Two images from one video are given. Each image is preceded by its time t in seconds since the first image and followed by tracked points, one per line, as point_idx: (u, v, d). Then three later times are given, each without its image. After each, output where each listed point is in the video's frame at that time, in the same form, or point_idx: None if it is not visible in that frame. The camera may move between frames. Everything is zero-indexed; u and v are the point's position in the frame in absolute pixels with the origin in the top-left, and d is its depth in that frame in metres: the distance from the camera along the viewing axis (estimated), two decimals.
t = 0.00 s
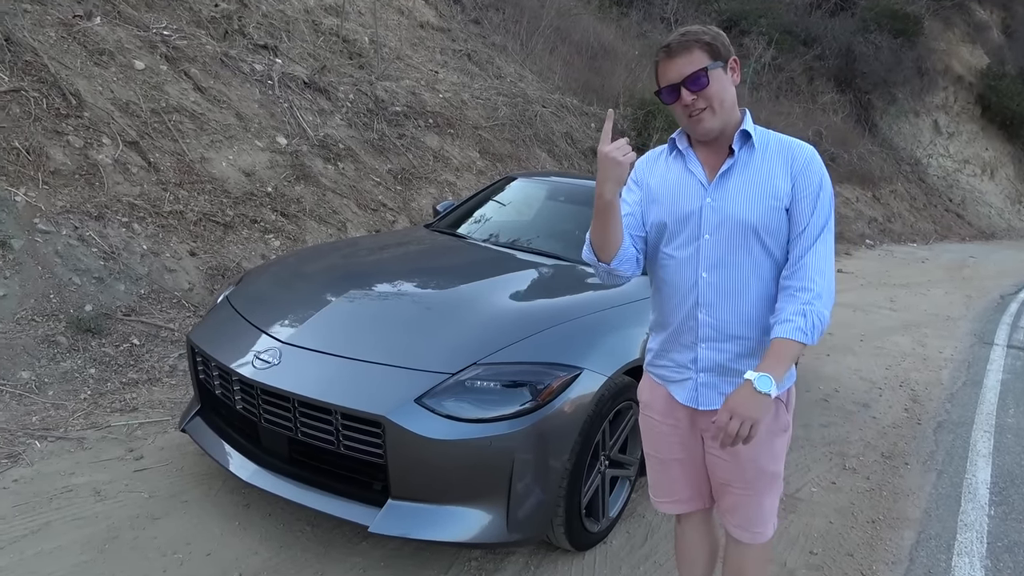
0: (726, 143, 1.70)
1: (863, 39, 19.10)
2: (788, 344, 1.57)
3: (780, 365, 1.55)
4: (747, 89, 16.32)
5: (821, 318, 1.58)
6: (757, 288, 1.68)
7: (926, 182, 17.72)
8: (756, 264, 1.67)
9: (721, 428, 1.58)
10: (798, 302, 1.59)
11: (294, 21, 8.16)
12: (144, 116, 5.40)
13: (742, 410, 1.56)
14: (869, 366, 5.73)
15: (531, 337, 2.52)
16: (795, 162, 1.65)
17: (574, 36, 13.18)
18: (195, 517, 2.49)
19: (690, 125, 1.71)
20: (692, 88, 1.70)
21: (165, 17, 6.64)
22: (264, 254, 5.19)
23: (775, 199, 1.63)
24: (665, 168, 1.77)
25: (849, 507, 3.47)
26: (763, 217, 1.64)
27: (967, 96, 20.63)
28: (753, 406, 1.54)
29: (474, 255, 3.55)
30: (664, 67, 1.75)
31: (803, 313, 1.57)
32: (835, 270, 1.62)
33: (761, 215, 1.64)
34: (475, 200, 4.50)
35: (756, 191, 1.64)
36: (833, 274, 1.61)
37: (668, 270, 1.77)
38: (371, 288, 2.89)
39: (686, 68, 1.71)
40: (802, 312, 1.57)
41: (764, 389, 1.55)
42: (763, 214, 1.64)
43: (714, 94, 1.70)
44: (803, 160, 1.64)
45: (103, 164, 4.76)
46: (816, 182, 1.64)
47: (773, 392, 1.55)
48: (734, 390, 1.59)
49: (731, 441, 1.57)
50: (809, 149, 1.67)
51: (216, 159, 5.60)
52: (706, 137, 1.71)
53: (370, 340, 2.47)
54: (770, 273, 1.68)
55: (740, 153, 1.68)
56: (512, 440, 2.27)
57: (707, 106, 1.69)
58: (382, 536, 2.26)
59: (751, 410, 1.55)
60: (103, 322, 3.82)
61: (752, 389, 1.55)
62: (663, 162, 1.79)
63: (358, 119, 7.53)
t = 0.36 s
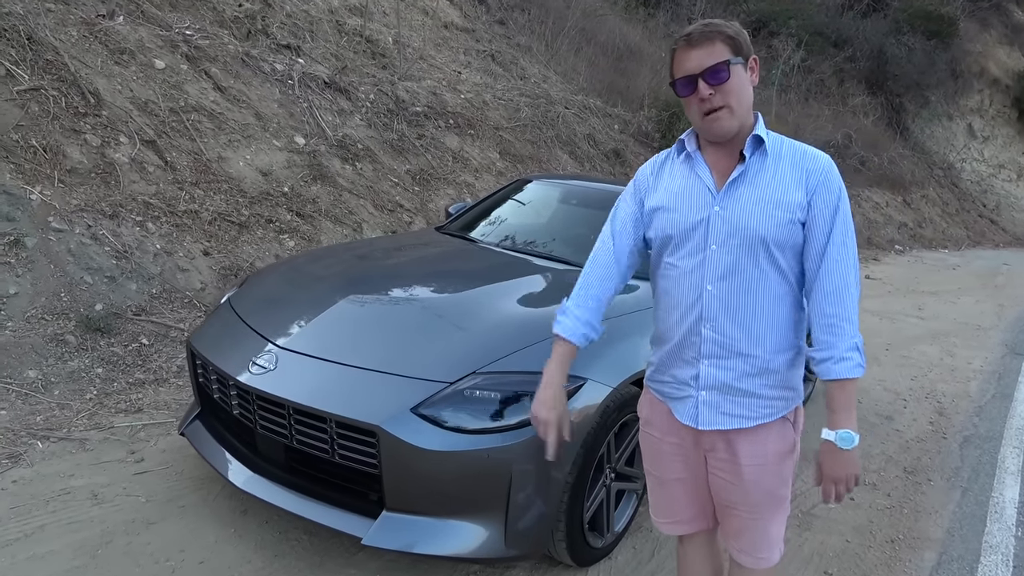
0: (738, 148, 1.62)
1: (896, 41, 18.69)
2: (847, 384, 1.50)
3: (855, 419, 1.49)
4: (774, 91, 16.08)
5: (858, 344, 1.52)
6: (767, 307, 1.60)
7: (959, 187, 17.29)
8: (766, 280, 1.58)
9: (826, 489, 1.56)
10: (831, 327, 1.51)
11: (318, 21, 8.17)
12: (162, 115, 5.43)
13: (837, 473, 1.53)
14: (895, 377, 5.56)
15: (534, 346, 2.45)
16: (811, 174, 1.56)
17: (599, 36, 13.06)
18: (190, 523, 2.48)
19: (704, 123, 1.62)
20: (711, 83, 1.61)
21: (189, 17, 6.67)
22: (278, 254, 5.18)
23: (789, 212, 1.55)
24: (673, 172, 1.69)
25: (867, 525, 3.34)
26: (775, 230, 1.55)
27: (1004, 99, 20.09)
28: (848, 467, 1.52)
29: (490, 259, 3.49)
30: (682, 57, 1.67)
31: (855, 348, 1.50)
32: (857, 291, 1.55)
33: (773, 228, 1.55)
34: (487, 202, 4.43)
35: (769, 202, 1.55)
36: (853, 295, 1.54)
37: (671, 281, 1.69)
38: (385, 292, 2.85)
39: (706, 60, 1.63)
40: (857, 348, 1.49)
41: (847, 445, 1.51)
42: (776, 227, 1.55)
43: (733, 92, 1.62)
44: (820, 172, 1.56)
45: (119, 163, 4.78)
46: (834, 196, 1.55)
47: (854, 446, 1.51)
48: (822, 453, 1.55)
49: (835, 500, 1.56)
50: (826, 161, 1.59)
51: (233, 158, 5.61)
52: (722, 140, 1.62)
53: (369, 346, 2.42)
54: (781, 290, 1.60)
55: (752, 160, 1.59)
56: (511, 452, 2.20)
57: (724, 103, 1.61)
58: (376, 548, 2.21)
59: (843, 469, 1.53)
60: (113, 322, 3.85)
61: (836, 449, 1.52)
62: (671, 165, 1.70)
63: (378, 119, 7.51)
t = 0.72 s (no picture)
0: (722, 148, 1.58)
1: (910, 41, 18.47)
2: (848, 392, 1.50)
3: (853, 425, 1.51)
4: (786, 92, 15.94)
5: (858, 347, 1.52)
6: (758, 314, 1.55)
7: (973, 190, 17.08)
8: (755, 287, 1.54)
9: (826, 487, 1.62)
10: (830, 333, 1.50)
11: (325, 21, 8.15)
12: (165, 114, 5.42)
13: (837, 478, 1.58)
14: (903, 382, 5.46)
15: (524, 350, 2.40)
16: (800, 174, 1.51)
17: (610, 37, 12.98)
18: (177, 527, 2.48)
19: (686, 121, 1.58)
20: (693, 80, 1.57)
21: (195, 16, 6.67)
22: (279, 254, 5.15)
23: (777, 215, 1.50)
24: (657, 178, 1.65)
25: (870, 534, 3.27)
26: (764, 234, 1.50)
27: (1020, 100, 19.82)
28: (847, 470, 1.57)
29: (491, 260, 3.45)
30: (663, 53, 1.63)
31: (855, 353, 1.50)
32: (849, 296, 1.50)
33: (762, 232, 1.50)
34: (487, 203, 4.38)
35: (756, 205, 1.50)
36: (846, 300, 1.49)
37: (657, 290, 1.64)
38: (384, 295, 2.81)
39: (689, 55, 1.59)
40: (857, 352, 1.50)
41: (850, 448, 1.55)
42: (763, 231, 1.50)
43: (718, 89, 1.57)
44: (808, 170, 1.51)
45: (120, 162, 4.78)
46: (823, 197, 1.50)
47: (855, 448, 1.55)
48: (823, 455, 1.60)
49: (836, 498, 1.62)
50: (816, 159, 1.54)
51: (236, 158, 5.60)
52: (708, 142, 1.59)
53: (357, 349, 2.39)
54: (771, 297, 1.55)
55: (737, 161, 1.54)
56: (499, 458, 2.16)
57: (708, 100, 1.56)
58: (362, 556, 2.17)
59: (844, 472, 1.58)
60: (109, 322, 3.85)
61: (839, 452, 1.57)
62: (655, 170, 1.67)
63: (383, 119, 7.48)
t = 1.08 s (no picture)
0: (714, 144, 1.57)
1: (919, 40, 18.31)
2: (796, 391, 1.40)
3: (787, 419, 1.38)
4: (793, 91, 15.85)
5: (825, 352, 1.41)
6: (743, 314, 1.53)
7: (982, 189, 16.95)
8: (741, 285, 1.52)
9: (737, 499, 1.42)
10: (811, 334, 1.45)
11: (331, 21, 8.15)
12: (168, 114, 5.43)
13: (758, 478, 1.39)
14: (909, 382, 5.42)
15: (520, 350, 2.38)
16: (789, 170, 1.48)
17: (616, 36, 12.94)
18: (174, 527, 2.48)
19: (680, 119, 1.57)
20: (687, 78, 1.55)
21: (200, 17, 6.68)
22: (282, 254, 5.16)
23: (764, 212, 1.48)
24: (650, 174, 1.65)
25: (872, 536, 3.24)
26: (749, 231, 1.48)
27: None
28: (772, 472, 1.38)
29: (493, 260, 3.44)
30: (658, 50, 1.61)
31: (807, 350, 1.41)
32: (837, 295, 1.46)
33: (747, 229, 1.48)
34: (487, 203, 4.37)
35: (743, 202, 1.49)
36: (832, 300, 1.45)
37: (648, 287, 1.64)
38: (386, 295, 2.80)
39: (684, 53, 1.57)
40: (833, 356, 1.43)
41: (772, 449, 1.38)
42: (751, 228, 1.48)
43: (711, 89, 1.55)
44: (798, 167, 1.48)
45: (123, 162, 4.80)
46: (814, 193, 1.47)
47: (783, 451, 1.37)
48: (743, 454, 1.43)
49: (747, 513, 1.40)
50: (809, 155, 1.51)
51: (239, 157, 5.61)
52: (698, 138, 1.57)
53: (352, 348, 2.38)
54: (759, 295, 1.52)
55: (726, 159, 1.53)
56: (494, 458, 2.14)
57: (702, 99, 1.55)
58: (357, 557, 2.16)
59: (764, 475, 1.38)
60: (111, 321, 3.85)
61: (760, 451, 1.39)
62: (649, 167, 1.67)
63: (387, 119, 7.48)
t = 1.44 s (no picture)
0: (715, 141, 1.58)
1: (927, 33, 18.15)
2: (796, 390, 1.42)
3: (791, 419, 1.41)
4: (800, 85, 15.77)
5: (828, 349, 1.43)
6: (746, 311, 1.54)
7: (992, 182, 16.84)
8: (744, 283, 1.52)
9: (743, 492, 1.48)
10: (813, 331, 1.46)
11: (336, 19, 8.16)
12: (175, 113, 5.46)
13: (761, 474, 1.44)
14: (916, 377, 5.40)
15: (524, 346, 2.40)
16: (791, 167, 1.49)
17: (622, 31, 12.90)
18: (182, 523, 2.50)
19: (681, 115, 1.57)
20: (689, 73, 1.56)
21: (205, 16, 6.71)
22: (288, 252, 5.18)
23: (766, 210, 1.48)
24: (651, 171, 1.66)
25: (878, 531, 3.24)
26: (751, 230, 1.49)
27: None
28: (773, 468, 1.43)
29: (499, 257, 3.45)
30: (660, 44, 1.61)
31: (810, 350, 1.42)
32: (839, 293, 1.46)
33: (749, 227, 1.49)
34: (492, 200, 4.38)
35: (744, 200, 1.49)
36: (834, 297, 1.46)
37: (651, 285, 1.65)
38: (393, 292, 2.82)
39: (685, 48, 1.57)
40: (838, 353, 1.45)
41: (776, 448, 1.42)
42: (752, 226, 1.49)
43: (715, 84, 1.56)
44: (800, 164, 1.48)
45: (130, 162, 4.83)
46: (816, 190, 1.47)
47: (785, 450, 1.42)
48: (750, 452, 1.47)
49: (753, 507, 1.47)
50: (812, 152, 1.51)
51: (245, 156, 5.64)
52: (699, 135, 1.58)
53: (358, 345, 2.39)
54: (762, 293, 1.53)
55: (728, 156, 1.53)
56: (499, 454, 2.16)
57: (703, 94, 1.55)
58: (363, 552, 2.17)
59: (768, 471, 1.44)
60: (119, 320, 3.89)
61: (764, 449, 1.43)
62: (650, 163, 1.68)
63: (393, 116, 7.49)
